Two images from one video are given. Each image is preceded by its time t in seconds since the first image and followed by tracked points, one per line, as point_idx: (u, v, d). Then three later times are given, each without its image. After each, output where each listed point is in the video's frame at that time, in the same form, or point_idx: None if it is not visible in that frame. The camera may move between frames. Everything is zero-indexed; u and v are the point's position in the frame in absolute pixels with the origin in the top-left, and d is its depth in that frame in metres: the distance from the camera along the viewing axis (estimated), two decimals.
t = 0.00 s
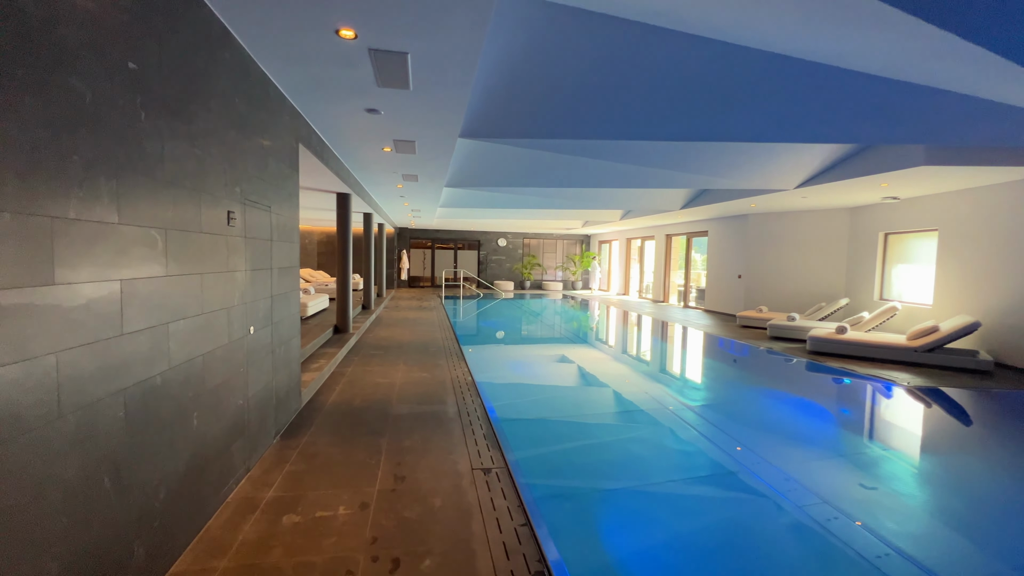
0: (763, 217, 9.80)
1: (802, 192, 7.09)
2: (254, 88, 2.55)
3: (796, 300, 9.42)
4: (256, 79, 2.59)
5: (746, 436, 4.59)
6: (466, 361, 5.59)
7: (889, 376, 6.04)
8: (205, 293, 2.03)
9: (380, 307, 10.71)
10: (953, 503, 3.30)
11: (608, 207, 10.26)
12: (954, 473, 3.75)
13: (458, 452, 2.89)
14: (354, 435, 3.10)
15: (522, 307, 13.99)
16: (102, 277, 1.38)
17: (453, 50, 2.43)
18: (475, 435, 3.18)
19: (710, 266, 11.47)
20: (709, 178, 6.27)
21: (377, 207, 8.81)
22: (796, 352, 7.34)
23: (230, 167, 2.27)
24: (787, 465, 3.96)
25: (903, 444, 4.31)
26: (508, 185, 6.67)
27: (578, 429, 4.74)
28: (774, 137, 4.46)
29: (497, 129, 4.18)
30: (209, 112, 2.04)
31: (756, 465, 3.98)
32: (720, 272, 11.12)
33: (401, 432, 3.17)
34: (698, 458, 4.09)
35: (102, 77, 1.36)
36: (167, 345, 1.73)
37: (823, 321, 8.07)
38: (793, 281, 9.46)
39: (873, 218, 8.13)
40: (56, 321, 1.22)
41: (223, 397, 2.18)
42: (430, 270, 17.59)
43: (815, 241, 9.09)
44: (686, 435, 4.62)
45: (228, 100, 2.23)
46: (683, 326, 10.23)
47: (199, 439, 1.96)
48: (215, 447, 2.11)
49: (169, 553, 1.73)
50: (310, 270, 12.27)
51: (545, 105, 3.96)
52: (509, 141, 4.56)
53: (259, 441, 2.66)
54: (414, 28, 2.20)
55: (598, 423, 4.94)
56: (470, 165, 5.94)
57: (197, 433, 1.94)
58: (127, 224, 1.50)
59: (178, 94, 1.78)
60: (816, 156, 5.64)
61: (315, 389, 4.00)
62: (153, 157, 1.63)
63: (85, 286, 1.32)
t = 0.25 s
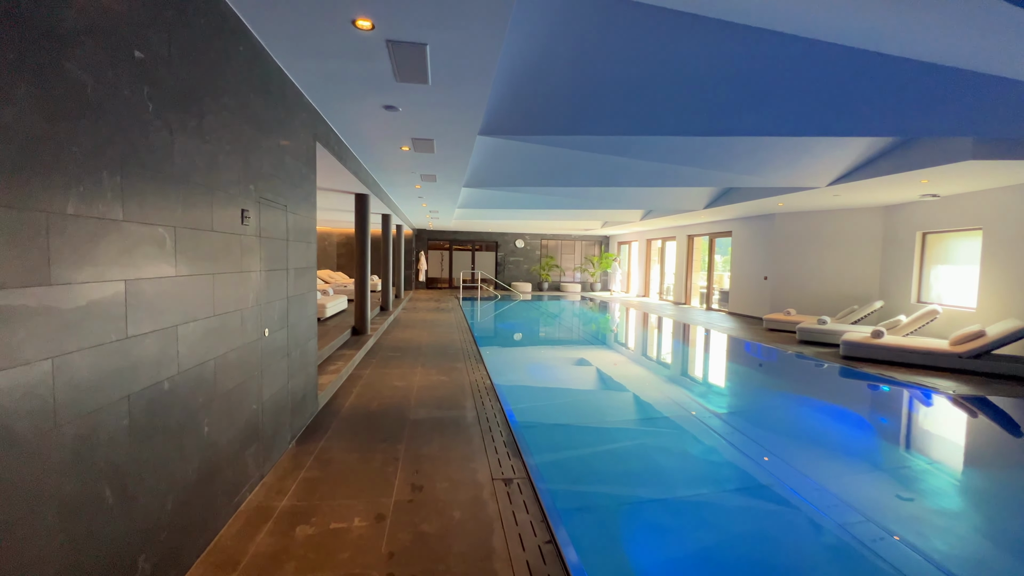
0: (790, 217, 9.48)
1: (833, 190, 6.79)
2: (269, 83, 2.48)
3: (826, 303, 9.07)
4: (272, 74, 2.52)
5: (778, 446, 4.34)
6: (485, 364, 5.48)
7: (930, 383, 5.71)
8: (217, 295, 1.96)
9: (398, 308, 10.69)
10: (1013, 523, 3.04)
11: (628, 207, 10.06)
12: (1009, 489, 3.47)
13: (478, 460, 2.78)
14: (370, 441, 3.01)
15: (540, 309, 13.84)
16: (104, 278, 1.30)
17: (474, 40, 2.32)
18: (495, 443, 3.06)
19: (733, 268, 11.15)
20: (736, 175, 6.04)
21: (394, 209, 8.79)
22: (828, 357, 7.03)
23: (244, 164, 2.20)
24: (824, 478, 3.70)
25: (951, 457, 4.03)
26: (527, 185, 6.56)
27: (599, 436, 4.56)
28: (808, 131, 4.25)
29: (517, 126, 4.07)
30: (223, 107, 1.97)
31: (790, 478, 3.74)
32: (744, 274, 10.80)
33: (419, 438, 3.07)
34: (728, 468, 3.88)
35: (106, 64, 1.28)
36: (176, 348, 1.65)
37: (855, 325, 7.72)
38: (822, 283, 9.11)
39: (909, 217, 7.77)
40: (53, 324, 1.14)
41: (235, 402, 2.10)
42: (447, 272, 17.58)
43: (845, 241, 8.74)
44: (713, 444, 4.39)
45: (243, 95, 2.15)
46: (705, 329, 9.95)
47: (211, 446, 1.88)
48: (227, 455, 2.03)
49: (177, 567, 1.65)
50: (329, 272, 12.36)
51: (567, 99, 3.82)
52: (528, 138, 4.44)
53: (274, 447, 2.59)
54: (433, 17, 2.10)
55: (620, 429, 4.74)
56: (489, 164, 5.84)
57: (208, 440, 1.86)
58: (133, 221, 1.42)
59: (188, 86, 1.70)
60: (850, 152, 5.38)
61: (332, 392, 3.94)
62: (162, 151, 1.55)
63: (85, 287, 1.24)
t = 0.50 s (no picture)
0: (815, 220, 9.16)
1: (864, 191, 6.50)
2: (277, 83, 2.39)
3: (855, 309, 8.70)
4: (281, 74, 2.43)
5: (809, 461, 4.07)
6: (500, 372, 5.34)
7: (972, 395, 5.38)
8: (219, 303, 1.85)
9: (412, 313, 10.63)
10: None
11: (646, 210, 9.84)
12: None
13: (493, 477, 2.63)
14: (381, 454, 2.88)
15: (555, 313, 13.65)
16: (89, 287, 1.20)
17: (489, 34, 2.19)
18: (511, 457, 2.91)
19: (755, 272, 10.82)
20: (761, 176, 5.81)
21: (409, 212, 8.72)
22: (858, 366, 6.72)
23: (250, 165, 2.10)
24: (861, 498, 3.44)
25: (1000, 476, 3.75)
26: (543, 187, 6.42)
27: (617, 447, 4.35)
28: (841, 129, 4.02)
29: (533, 126, 3.93)
30: (227, 106, 1.87)
31: (824, 497, 3.48)
32: (767, 278, 10.47)
33: (432, 452, 2.94)
34: (756, 485, 3.64)
35: (93, 56, 1.18)
36: (173, 361, 1.55)
37: (887, 332, 7.38)
38: (849, 287, 8.76)
39: (944, 219, 7.41)
40: (25, 338, 1.03)
41: (239, 416, 2.00)
42: (462, 276, 17.52)
43: (875, 244, 8.39)
44: (739, 458, 4.14)
45: (248, 94, 2.06)
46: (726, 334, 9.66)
47: (211, 464, 1.77)
48: (229, 472, 1.92)
49: None
50: (345, 276, 12.39)
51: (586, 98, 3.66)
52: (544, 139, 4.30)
53: (281, 461, 2.48)
54: (446, 9, 1.97)
55: (640, 440, 4.53)
56: (504, 167, 5.73)
57: (207, 458, 1.75)
58: (124, 226, 1.32)
59: (188, 84, 1.60)
60: (884, 151, 5.13)
61: (344, 401, 3.84)
62: (157, 151, 1.45)
63: (65, 297, 1.13)
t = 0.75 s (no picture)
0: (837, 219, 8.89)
1: (890, 189, 6.25)
2: (282, 77, 2.29)
3: (879, 311, 8.41)
4: (285, 67, 2.33)
5: (837, 473, 3.83)
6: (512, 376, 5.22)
7: (1007, 402, 5.12)
8: (217, 308, 1.75)
9: (423, 314, 10.55)
10: None
11: (661, 210, 9.64)
12: None
13: (506, 490, 2.50)
14: (390, 463, 2.78)
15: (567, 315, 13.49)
16: (65, 292, 1.09)
17: (503, 22, 2.06)
18: (524, 468, 2.78)
19: (773, 273, 10.55)
20: (782, 174, 5.61)
21: (420, 213, 8.65)
22: (884, 371, 6.46)
23: (252, 163, 2.00)
24: (896, 515, 3.20)
25: None
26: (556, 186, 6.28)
27: (632, 454, 4.17)
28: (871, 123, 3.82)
29: (547, 123, 3.80)
30: (226, 99, 1.77)
31: (856, 513, 3.24)
32: (785, 279, 10.19)
33: (442, 461, 2.82)
34: (781, 495, 3.47)
35: (73, 41, 1.08)
36: (165, 370, 1.45)
37: (914, 335, 7.10)
38: (873, 289, 8.47)
39: (974, 218, 7.09)
40: None
41: (239, 427, 1.89)
42: (473, 276, 17.44)
43: (900, 244, 8.08)
44: (762, 467, 3.92)
45: (250, 87, 1.96)
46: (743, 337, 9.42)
47: (207, 479, 1.67)
48: (228, 486, 1.82)
49: None
50: (356, 277, 12.38)
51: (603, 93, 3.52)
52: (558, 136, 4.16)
53: (286, 470, 2.39)
54: None
55: (656, 447, 4.33)
56: (516, 165, 5.60)
57: (203, 473, 1.65)
58: (109, 227, 1.21)
59: (184, 75, 1.50)
60: (913, 146, 4.91)
61: (352, 406, 3.74)
62: (147, 145, 1.34)
63: (36, 303, 1.02)
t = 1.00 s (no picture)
0: (853, 217, 8.68)
1: (911, 185, 6.06)
2: (283, 67, 2.18)
3: (898, 312, 8.13)
4: (286, 56, 2.21)
5: (863, 482, 3.61)
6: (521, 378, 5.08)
7: None
8: (213, 312, 1.64)
9: (430, 315, 10.44)
10: None
11: (671, 208, 9.47)
12: None
13: (518, 502, 2.37)
14: (397, 471, 2.66)
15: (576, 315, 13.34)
16: (32, 295, 0.98)
17: (516, 5, 1.94)
18: (537, 477, 2.65)
19: (787, 272, 10.34)
20: (800, 169, 5.44)
21: (427, 212, 8.55)
22: (906, 373, 6.25)
23: (251, 157, 1.89)
24: (928, 528, 2.98)
25: None
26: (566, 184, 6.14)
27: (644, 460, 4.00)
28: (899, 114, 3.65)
29: (559, 117, 3.66)
30: (222, 87, 1.65)
31: (884, 526, 3.03)
32: (799, 278, 9.97)
33: (451, 469, 2.70)
34: (804, 503, 3.31)
35: (42, 13, 0.97)
36: (154, 379, 1.33)
37: (935, 336, 6.89)
38: (891, 288, 8.21)
39: (998, 215, 6.81)
40: None
41: (236, 437, 1.78)
42: (480, 276, 17.34)
43: (919, 242, 7.83)
44: (781, 475, 3.73)
45: (249, 76, 1.85)
46: (756, 337, 9.23)
47: (200, 494, 1.55)
48: (225, 500, 1.70)
49: None
50: (363, 277, 12.31)
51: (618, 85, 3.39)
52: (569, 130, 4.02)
53: (288, 480, 2.27)
54: None
55: (668, 452, 4.15)
56: (526, 161, 5.47)
57: (197, 487, 1.53)
58: (86, 222, 1.10)
59: (175, 60, 1.40)
60: (939, 140, 4.72)
61: (358, 410, 3.63)
62: (131, 133, 1.23)
63: None
